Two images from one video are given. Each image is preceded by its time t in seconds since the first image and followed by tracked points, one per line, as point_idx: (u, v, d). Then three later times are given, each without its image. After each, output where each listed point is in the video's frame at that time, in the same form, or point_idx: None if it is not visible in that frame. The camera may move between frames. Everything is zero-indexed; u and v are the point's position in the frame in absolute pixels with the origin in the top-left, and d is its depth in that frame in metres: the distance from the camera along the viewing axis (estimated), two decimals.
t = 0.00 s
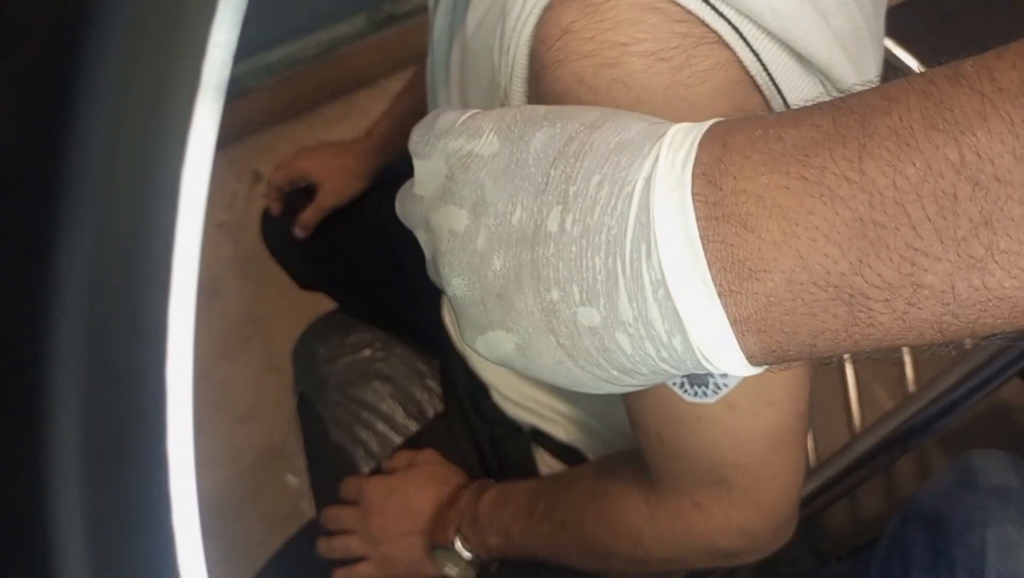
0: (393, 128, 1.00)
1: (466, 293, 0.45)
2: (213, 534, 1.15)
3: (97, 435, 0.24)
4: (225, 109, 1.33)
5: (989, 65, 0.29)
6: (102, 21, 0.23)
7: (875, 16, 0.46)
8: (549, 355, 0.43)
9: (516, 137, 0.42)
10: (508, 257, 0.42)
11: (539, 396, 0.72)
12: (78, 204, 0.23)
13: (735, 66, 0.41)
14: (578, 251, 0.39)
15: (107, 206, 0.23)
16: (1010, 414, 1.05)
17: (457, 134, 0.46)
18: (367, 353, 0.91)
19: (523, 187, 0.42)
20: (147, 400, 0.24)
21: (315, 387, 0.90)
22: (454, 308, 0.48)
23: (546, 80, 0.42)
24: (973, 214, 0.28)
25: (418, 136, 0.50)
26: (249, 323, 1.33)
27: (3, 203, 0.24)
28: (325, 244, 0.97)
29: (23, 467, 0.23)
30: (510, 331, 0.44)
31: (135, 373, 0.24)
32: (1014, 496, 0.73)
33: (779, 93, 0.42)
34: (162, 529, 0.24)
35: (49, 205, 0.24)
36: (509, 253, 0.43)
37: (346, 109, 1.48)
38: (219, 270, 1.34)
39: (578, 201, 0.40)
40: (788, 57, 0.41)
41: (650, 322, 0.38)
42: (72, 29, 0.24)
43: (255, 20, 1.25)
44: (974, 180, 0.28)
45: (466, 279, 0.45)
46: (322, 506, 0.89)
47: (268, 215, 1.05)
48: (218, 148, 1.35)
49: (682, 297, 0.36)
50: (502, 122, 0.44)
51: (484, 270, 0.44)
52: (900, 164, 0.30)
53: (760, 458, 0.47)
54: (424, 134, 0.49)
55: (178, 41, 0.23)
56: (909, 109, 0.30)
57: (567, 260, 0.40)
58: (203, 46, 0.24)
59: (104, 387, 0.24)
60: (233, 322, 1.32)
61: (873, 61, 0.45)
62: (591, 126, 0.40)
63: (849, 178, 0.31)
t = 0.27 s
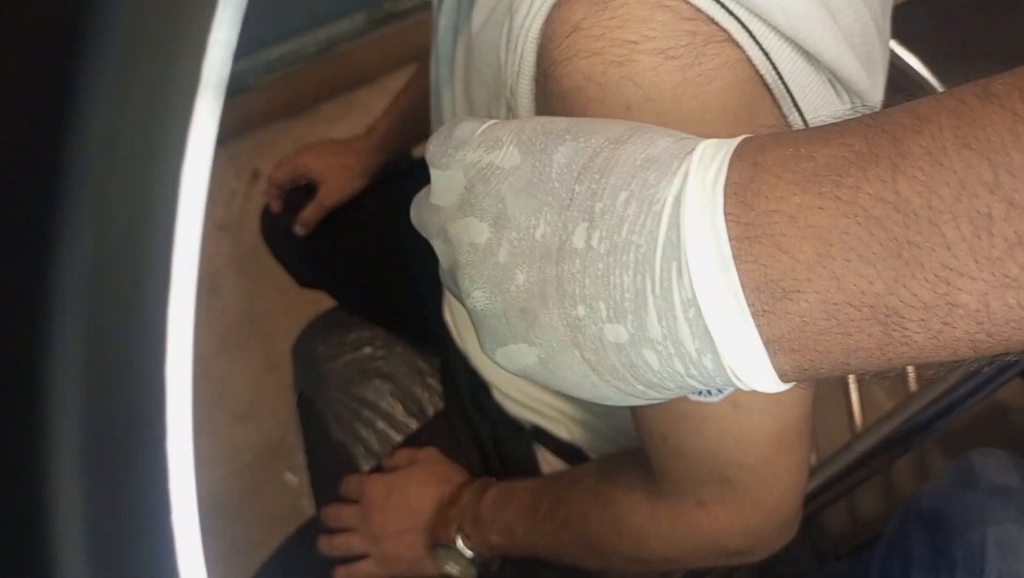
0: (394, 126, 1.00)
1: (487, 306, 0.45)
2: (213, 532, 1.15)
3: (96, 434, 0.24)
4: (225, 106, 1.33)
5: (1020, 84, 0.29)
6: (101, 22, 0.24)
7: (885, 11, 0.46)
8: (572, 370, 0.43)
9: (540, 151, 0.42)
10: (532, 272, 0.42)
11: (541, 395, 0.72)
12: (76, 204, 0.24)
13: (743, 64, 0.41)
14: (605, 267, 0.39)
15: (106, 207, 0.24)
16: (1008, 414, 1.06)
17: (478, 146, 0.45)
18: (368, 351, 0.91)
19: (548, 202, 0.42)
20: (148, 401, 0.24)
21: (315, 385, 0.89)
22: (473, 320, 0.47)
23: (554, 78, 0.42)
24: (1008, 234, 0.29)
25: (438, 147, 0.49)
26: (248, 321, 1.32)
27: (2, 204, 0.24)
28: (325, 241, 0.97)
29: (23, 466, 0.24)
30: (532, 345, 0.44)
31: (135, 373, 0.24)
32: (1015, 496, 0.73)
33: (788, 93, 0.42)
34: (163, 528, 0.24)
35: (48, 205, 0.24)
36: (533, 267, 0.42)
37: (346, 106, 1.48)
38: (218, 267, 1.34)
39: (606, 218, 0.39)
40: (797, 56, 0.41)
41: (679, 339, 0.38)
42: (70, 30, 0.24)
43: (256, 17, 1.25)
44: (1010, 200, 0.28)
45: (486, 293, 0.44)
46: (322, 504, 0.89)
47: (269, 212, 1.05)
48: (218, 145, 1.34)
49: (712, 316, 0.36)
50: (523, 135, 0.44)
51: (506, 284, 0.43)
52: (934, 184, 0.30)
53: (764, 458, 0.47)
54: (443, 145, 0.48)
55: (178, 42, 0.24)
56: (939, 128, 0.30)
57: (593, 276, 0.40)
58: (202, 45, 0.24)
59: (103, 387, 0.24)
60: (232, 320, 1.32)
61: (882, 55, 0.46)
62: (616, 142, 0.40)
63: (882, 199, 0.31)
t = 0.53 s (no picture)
0: (391, 126, 1.00)
1: (497, 308, 0.44)
2: (211, 533, 1.15)
3: (95, 435, 0.24)
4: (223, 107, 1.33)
5: None
6: (101, 22, 0.23)
7: (884, 13, 0.46)
8: (585, 372, 0.42)
9: (555, 151, 0.41)
10: (547, 273, 0.41)
11: (539, 395, 0.72)
12: (76, 205, 0.24)
13: (742, 64, 0.41)
14: (622, 269, 0.39)
15: (105, 208, 0.23)
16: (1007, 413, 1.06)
17: (490, 146, 0.44)
18: (366, 351, 0.90)
19: (562, 203, 0.41)
20: (149, 403, 0.24)
21: (313, 385, 0.89)
22: (480, 322, 0.46)
23: (553, 79, 0.42)
24: None
25: (447, 146, 0.48)
26: (246, 322, 1.32)
27: (3, 204, 0.24)
28: (323, 242, 0.97)
29: (23, 466, 0.24)
30: (543, 347, 0.43)
31: (134, 375, 0.24)
32: (1015, 496, 0.73)
33: (786, 91, 0.42)
34: (162, 529, 0.24)
35: (48, 206, 0.24)
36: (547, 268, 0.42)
37: (344, 106, 1.48)
38: (216, 267, 1.33)
39: (622, 219, 0.39)
40: (795, 55, 0.41)
41: (697, 342, 0.38)
42: (71, 31, 0.24)
43: (253, 18, 1.25)
44: None
45: (498, 294, 0.44)
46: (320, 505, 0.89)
47: (267, 213, 1.05)
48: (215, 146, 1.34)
49: (733, 321, 0.36)
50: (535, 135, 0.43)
51: (518, 286, 0.42)
52: (956, 187, 0.30)
53: (765, 458, 0.47)
54: (454, 144, 0.47)
55: (178, 42, 0.23)
56: (961, 131, 0.30)
57: (609, 278, 0.39)
58: (203, 44, 0.24)
59: (102, 388, 0.24)
60: (230, 320, 1.31)
61: (883, 55, 0.46)
62: (632, 144, 0.40)
63: (904, 202, 0.31)
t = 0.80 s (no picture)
0: (390, 127, 1.00)
1: (504, 314, 0.44)
2: (211, 534, 1.15)
3: (95, 435, 0.24)
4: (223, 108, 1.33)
5: None
6: (101, 23, 0.24)
7: (881, 14, 0.46)
8: (595, 378, 0.42)
9: (566, 157, 0.41)
10: (557, 279, 0.41)
11: (537, 395, 0.72)
12: (77, 205, 0.24)
13: (738, 65, 0.41)
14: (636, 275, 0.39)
15: (105, 208, 0.24)
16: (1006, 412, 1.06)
17: (498, 151, 0.44)
18: (366, 353, 0.90)
19: (572, 209, 0.41)
20: (150, 405, 0.24)
21: (312, 386, 0.89)
22: (486, 327, 0.46)
23: (550, 79, 0.42)
24: None
25: (454, 151, 0.47)
26: (246, 322, 1.32)
27: (3, 204, 0.24)
28: (323, 243, 0.97)
29: (23, 466, 0.24)
30: (553, 352, 0.43)
31: (134, 375, 0.24)
32: (1015, 496, 0.73)
33: (783, 92, 0.42)
34: (162, 530, 0.24)
35: (47, 206, 0.24)
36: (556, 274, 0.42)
37: (344, 107, 1.48)
38: (215, 268, 1.34)
39: (636, 225, 0.39)
40: (792, 56, 0.41)
41: (711, 348, 0.37)
42: (69, 31, 0.24)
43: (253, 19, 1.25)
44: None
45: (505, 300, 0.43)
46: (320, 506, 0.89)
47: (266, 213, 1.05)
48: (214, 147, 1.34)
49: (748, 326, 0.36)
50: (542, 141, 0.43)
51: (528, 291, 0.42)
52: (967, 195, 0.30)
53: (765, 458, 0.47)
54: (460, 150, 0.46)
55: (178, 43, 0.23)
56: (971, 139, 0.30)
57: (622, 283, 0.39)
58: (203, 42, 0.24)
59: (103, 389, 0.24)
60: (230, 321, 1.31)
61: (879, 57, 0.46)
62: (645, 150, 0.40)
63: (916, 208, 0.31)
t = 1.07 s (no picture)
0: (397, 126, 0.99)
1: (559, 319, 0.39)
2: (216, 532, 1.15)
3: (95, 439, 0.24)
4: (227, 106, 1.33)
5: None
6: (99, 23, 0.23)
7: (893, 15, 0.46)
8: (676, 379, 0.38)
9: (630, 148, 0.37)
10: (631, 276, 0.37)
11: (544, 394, 0.73)
12: (76, 209, 0.23)
13: (754, 64, 0.40)
14: (733, 266, 0.35)
15: (104, 213, 0.23)
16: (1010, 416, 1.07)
17: (541, 145, 0.39)
18: (370, 349, 0.90)
19: (644, 201, 0.37)
20: (150, 411, 0.24)
21: (316, 383, 0.90)
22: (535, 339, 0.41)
23: (564, 78, 0.41)
24: None
25: (483, 149, 0.41)
26: (250, 320, 1.32)
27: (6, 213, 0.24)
28: (330, 241, 0.97)
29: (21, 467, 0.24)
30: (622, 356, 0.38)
31: (131, 382, 0.24)
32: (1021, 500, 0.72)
33: (799, 92, 0.41)
34: (162, 552, 0.24)
35: (48, 207, 0.24)
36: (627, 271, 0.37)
37: (348, 105, 1.48)
38: (219, 265, 1.34)
39: (729, 215, 0.35)
40: (809, 56, 0.40)
41: (820, 338, 0.35)
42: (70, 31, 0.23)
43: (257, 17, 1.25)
44: None
45: (564, 304, 0.38)
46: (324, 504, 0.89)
47: (272, 211, 1.05)
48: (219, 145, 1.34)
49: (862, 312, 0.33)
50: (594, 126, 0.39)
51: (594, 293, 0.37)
52: None
53: (774, 459, 0.47)
54: (492, 147, 0.41)
55: (171, 45, 0.23)
56: None
57: (716, 277, 0.35)
58: (201, 45, 0.23)
59: (103, 392, 0.24)
60: (236, 317, 1.32)
61: (894, 58, 0.46)
62: (723, 135, 0.36)
63: None
